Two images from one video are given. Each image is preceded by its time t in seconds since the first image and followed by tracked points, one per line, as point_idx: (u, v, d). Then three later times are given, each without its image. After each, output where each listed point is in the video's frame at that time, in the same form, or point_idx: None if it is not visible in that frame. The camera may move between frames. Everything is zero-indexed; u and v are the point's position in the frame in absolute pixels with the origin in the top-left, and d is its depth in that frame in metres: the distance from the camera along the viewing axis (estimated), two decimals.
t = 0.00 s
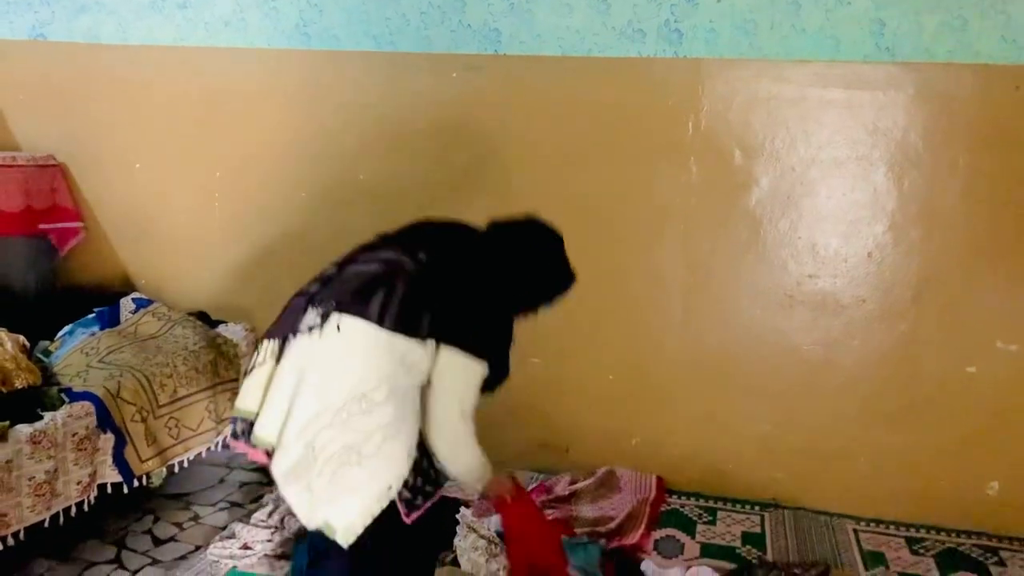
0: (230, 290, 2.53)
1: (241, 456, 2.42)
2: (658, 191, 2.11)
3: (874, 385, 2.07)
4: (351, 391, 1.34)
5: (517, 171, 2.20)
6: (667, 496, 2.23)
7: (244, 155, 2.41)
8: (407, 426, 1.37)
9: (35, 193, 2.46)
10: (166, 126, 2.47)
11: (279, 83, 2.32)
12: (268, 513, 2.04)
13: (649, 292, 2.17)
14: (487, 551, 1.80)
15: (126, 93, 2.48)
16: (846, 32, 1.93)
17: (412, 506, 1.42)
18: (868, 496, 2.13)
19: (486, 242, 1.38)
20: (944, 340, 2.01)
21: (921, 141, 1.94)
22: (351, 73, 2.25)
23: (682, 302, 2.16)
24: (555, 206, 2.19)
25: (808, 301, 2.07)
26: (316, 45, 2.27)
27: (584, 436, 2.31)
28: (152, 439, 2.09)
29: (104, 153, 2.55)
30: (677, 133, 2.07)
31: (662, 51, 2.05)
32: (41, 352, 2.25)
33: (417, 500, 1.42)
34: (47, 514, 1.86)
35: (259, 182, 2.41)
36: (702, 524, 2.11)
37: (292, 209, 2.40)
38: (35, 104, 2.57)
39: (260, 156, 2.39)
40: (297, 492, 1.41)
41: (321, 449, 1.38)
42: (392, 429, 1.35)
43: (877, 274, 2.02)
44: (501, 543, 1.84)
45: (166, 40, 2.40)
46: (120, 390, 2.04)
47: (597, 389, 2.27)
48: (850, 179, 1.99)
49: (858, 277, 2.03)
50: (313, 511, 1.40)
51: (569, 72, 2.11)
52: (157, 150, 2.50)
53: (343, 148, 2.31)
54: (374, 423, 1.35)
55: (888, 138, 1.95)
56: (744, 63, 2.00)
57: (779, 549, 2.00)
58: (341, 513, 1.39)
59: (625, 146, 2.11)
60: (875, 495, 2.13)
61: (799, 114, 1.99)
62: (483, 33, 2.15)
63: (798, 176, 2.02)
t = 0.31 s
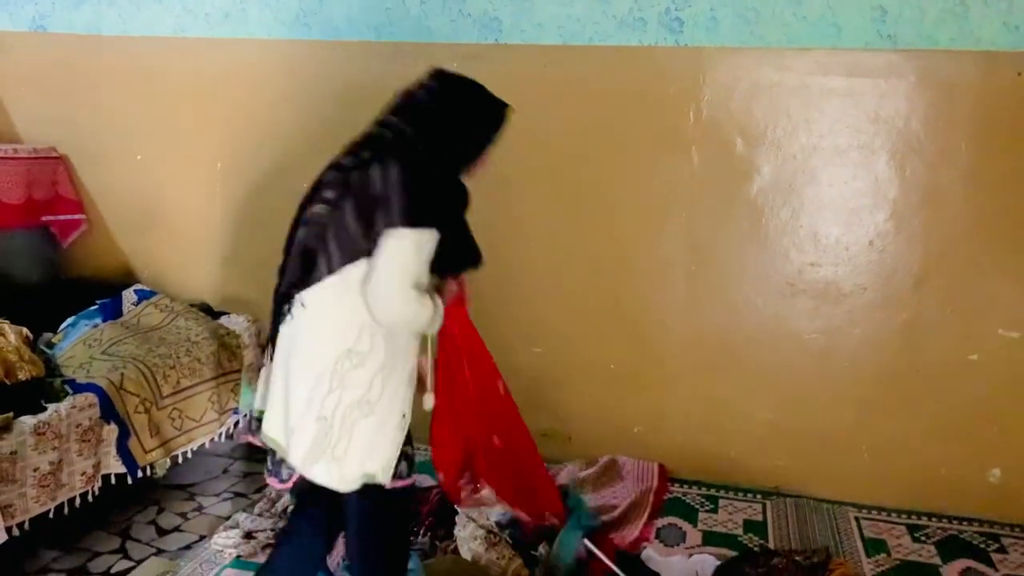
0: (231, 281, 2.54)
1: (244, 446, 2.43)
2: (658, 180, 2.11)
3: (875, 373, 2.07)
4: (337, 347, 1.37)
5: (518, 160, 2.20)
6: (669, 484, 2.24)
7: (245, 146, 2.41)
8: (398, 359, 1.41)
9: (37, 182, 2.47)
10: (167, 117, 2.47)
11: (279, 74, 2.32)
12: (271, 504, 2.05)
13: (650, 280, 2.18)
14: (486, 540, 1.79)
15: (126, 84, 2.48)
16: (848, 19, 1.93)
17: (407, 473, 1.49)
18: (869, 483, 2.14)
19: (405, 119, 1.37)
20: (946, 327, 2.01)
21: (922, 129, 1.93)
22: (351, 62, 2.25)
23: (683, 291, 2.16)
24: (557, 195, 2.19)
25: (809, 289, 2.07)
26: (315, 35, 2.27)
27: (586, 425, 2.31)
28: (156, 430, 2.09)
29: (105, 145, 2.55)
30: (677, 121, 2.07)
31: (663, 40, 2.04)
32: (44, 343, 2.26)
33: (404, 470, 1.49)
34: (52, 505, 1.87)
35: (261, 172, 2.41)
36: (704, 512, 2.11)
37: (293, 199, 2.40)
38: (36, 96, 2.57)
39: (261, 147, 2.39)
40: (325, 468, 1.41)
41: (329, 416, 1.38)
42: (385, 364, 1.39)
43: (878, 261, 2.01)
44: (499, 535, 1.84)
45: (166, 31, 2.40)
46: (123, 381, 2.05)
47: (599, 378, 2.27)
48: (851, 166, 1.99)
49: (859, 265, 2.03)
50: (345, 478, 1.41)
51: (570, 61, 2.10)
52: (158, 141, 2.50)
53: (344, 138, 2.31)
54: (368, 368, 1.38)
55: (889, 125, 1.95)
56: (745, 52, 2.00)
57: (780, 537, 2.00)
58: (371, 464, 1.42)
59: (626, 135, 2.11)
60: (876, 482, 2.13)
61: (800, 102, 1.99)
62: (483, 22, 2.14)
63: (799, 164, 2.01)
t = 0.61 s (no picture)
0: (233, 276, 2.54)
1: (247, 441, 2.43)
2: (659, 174, 2.11)
3: (877, 366, 2.08)
4: (267, 312, 1.32)
5: (519, 155, 2.20)
6: (671, 478, 2.24)
7: (246, 140, 2.41)
8: (331, 304, 1.31)
9: (37, 177, 2.46)
10: (168, 112, 2.47)
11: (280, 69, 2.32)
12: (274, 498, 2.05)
13: (652, 274, 2.17)
14: (493, 535, 1.78)
15: (128, 79, 2.48)
16: (849, 12, 1.93)
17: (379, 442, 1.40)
18: (870, 476, 2.14)
19: (282, 84, 1.32)
20: (948, 321, 2.01)
21: (924, 122, 1.93)
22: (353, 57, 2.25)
23: (685, 285, 2.16)
24: (558, 189, 2.19)
25: (811, 282, 2.07)
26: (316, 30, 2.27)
27: (587, 419, 2.32)
28: (159, 424, 2.10)
29: (107, 139, 2.54)
30: (677, 115, 2.06)
31: (664, 33, 2.04)
32: (47, 339, 2.26)
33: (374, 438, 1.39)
34: (56, 499, 1.87)
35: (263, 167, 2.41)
36: (705, 505, 2.12)
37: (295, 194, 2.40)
38: (37, 92, 2.57)
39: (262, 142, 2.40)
40: (304, 436, 1.36)
41: (287, 381, 1.33)
42: (315, 316, 1.31)
43: (880, 255, 2.01)
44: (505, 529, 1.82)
45: (167, 26, 2.40)
46: (125, 376, 2.05)
47: (600, 372, 2.28)
48: (852, 159, 1.99)
49: (861, 258, 2.03)
50: (325, 437, 1.35)
51: (571, 54, 2.10)
52: (159, 136, 2.50)
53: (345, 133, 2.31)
54: (301, 333, 1.31)
55: (891, 118, 1.95)
56: (747, 45, 1.99)
57: (782, 530, 2.00)
58: (343, 419, 1.33)
59: (628, 129, 2.11)
60: (878, 475, 2.14)
61: (801, 94, 1.99)
62: (484, 16, 2.14)
63: (800, 157, 2.01)
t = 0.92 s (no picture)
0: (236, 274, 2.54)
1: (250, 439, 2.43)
2: (662, 171, 2.11)
3: (880, 364, 2.07)
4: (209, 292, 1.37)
5: (521, 152, 2.20)
6: (674, 475, 2.24)
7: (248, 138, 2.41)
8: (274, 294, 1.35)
9: (41, 176, 2.48)
10: (170, 111, 2.47)
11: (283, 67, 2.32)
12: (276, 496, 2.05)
13: (654, 271, 2.17)
14: (495, 532, 1.79)
15: (130, 78, 2.48)
16: (851, 9, 1.92)
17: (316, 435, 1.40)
18: (873, 474, 2.14)
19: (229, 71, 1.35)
20: (950, 318, 2.01)
21: (926, 119, 1.93)
22: (356, 55, 2.25)
23: (687, 283, 2.16)
24: (561, 186, 2.19)
25: (813, 279, 2.07)
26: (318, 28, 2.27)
27: (590, 416, 2.32)
28: (162, 423, 2.09)
29: (109, 139, 2.55)
30: (679, 112, 2.06)
31: (666, 30, 2.04)
32: (50, 337, 2.26)
33: (311, 430, 1.40)
34: (59, 497, 1.88)
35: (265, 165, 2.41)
36: (708, 503, 2.12)
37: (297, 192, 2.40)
38: (40, 90, 2.57)
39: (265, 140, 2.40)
40: (233, 421, 1.38)
41: (221, 364, 1.37)
42: (256, 300, 1.34)
43: (883, 251, 2.01)
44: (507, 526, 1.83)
45: (169, 25, 2.39)
46: (127, 373, 2.05)
47: (603, 370, 2.28)
48: (854, 156, 1.98)
49: (863, 256, 2.03)
50: (255, 423, 1.37)
51: (573, 52, 2.10)
52: (162, 135, 2.50)
53: (347, 131, 2.31)
54: (241, 315, 1.34)
55: (894, 115, 1.94)
56: (749, 42, 1.99)
57: (784, 528, 2.00)
58: (274, 404, 1.37)
59: (630, 126, 2.11)
60: (880, 473, 2.14)
61: (803, 91, 1.98)
62: (486, 13, 2.13)
63: (803, 154, 2.01)
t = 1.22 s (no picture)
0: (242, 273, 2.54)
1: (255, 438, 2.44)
2: (667, 171, 2.11)
3: (885, 364, 2.07)
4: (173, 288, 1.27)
5: (526, 152, 2.20)
6: (678, 476, 2.24)
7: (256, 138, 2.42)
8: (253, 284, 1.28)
9: (45, 175, 2.49)
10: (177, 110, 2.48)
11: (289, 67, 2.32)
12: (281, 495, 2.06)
13: (658, 272, 2.17)
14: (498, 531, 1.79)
15: (137, 78, 2.49)
16: (858, 8, 1.92)
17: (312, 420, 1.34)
18: (878, 475, 2.14)
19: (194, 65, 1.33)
20: (956, 318, 2.00)
21: (932, 119, 1.92)
22: (361, 55, 2.25)
23: (692, 283, 2.15)
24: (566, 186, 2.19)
25: (818, 280, 2.07)
26: (324, 27, 2.27)
27: (595, 416, 2.31)
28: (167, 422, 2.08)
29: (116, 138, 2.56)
30: (685, 113, 2.06)
31: (672, 30, 2.03)
32: (56, 335, 2.27)
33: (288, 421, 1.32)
34: (65, 495, 1.88)
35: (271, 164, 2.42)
36: (713, 503, 2.11)
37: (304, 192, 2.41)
38: (48, 89, 2.58)
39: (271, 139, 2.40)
40: (202, 418, 1.26)
41: (188, 360, 1.26)
42: (229, 295, 1.26)
43: (889, 252, 2.01)
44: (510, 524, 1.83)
45: (175, 25, 2.40)
46: (133, 372, 2.04)
47: (607, 370, 2.27)
48: (860, 156, 1.98)
49: (869, 257, 2.02)
50: (228, 419, 1.27)
51: (578, 52, 2.10)
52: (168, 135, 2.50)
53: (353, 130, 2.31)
54: (214, 304, 1.25)
55: (900, 115, 1.94)
56: (755, 42, 1.99)
57: (789, 528, 2.00)
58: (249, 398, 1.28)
59: (635, 126, 2.10)
60: (886, 474, 2.13)
61: (809, 91, 1.98)
62: (492, 13, 2.13)
63: (808, 154, 2.01)
